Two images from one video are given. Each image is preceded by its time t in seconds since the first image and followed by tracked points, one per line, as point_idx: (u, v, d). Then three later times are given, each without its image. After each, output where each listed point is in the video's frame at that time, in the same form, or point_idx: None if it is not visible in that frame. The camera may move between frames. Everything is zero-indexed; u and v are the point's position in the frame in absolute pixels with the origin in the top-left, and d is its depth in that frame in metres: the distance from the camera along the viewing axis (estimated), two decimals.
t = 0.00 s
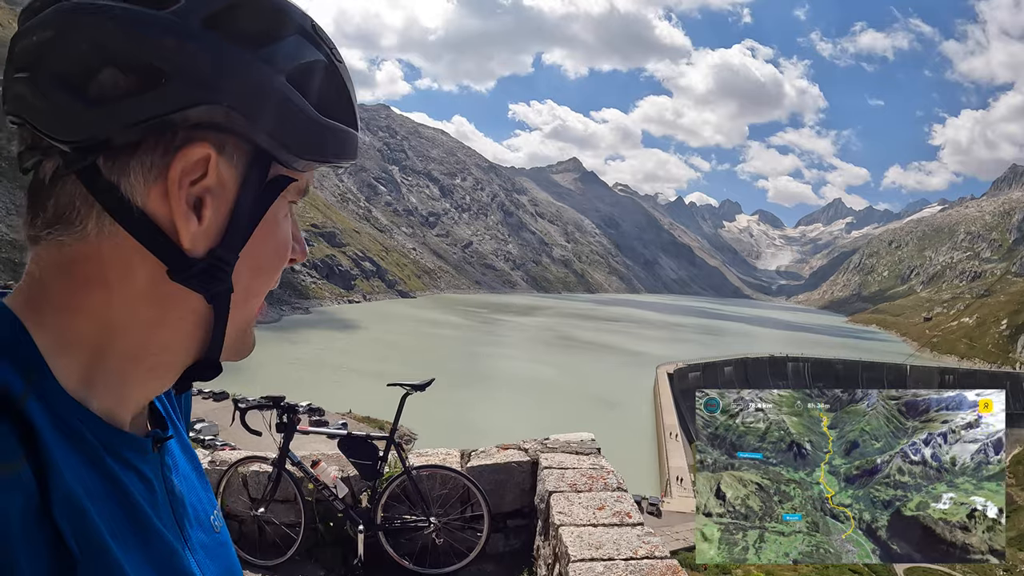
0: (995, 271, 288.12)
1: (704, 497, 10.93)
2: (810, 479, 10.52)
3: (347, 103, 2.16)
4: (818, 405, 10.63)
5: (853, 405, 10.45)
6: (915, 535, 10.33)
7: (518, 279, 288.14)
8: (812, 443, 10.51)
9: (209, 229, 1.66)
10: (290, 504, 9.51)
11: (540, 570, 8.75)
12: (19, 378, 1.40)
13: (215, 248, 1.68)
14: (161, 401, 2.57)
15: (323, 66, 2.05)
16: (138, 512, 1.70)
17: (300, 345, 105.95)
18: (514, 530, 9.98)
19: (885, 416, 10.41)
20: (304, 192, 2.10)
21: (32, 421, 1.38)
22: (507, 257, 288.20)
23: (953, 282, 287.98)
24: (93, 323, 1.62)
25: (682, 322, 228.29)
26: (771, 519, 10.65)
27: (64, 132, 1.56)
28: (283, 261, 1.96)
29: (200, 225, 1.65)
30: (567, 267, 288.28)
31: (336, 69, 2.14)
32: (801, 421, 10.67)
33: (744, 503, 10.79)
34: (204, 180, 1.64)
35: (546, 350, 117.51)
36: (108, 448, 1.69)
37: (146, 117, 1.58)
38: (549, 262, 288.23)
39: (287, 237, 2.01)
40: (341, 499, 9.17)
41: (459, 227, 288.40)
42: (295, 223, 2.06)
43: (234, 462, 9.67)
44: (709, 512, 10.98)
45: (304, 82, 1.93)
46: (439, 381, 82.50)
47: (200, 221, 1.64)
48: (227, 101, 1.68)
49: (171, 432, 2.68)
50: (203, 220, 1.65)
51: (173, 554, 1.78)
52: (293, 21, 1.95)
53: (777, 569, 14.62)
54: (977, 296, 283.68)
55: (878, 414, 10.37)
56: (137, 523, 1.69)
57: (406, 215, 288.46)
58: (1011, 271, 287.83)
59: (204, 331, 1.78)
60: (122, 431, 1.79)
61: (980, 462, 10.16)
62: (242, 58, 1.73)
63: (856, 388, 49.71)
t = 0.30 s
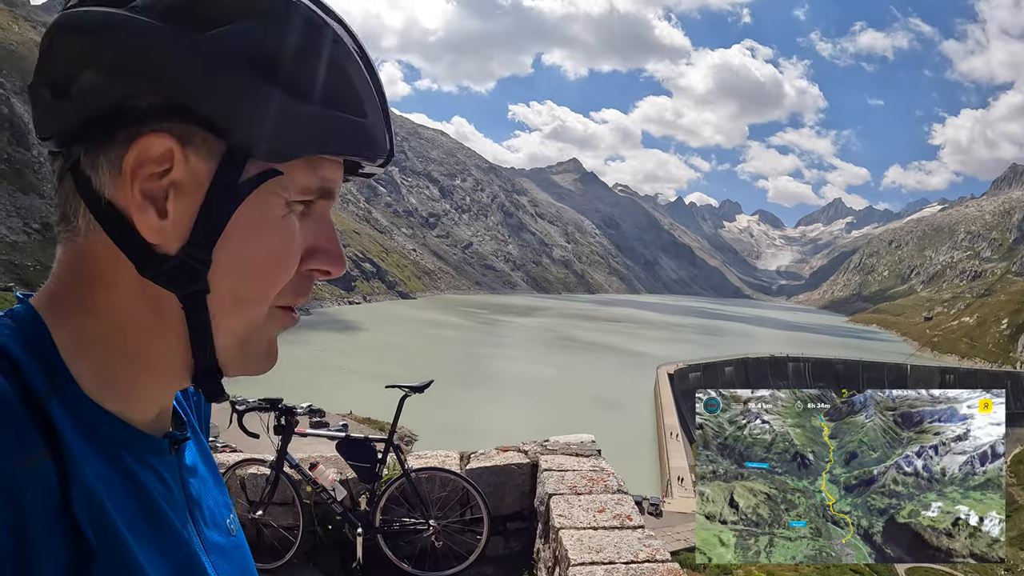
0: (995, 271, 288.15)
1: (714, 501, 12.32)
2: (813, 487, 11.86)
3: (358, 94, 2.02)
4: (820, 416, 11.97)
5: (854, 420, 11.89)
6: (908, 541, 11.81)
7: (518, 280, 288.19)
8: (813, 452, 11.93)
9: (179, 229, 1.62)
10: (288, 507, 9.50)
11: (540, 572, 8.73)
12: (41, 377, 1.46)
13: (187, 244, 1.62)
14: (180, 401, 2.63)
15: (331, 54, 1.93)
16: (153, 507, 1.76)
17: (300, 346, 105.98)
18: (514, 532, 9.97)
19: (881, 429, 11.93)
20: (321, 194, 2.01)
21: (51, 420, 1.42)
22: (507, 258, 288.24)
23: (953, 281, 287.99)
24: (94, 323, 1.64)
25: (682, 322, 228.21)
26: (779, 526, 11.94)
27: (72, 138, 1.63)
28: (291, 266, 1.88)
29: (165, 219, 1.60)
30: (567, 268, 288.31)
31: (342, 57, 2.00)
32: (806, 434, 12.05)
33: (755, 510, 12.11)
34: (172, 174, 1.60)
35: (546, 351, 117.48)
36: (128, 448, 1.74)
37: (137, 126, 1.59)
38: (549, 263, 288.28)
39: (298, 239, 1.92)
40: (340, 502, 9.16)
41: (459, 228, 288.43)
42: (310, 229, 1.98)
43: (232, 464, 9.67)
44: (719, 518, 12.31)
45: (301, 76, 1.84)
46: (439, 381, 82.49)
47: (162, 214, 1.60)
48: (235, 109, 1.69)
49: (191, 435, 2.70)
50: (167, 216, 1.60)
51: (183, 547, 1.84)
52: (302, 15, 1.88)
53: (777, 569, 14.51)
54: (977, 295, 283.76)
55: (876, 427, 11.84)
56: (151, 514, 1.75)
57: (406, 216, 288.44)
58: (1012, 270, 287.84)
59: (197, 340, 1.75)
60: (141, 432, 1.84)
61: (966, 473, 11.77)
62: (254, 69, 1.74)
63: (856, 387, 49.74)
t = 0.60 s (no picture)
0: (994, 270, 288.04)
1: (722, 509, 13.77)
2: (816, 494, 13.66)
3: (268, 59, 2.31)
4: (820, 426, 14.00)
5: (853, 430, 13.86)
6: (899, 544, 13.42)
7: (517, 280, 288.01)
8: (816, 462, 13.78)
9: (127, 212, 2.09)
10: (289, 509, 9.46)
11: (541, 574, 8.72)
12: (83, 388, 1.81)
13: (137, 223, 2.08)
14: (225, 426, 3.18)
15: (238, 40, 2.34)
16: (180, 507, 2.17)
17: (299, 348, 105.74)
18: (515, 535, 9.92)
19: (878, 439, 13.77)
20: (262, 176, 2.27)
21: (91, 433, 1.76)
22: (506, 259, 288.10)
23: (952, 281, 287.95)
24: (118, 331, 2.07)
25: (681, 323, 228.04)
26: (785, 531, 13.54)
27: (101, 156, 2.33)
28: (223, 241, 2.08)
29: (121, 205, 2.12)
30: (566, 268, 288.12)
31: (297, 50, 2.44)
32: (809, 445, 13.98)
33: (765, 517, 13.64)
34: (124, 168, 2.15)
35: (545, 351, 117.31)
36: (165, 465, 2.18)
37: (123, 118, 2.27)
38: (548, 264, 288.15)
39: (242, 223, 2.14)
40: (340, 505, 9.13)
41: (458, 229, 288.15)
42: (239, 199, 2.17)
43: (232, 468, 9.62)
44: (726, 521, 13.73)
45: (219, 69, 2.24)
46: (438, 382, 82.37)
47: (115, 203, 2.13)
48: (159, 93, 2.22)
49: (233, 450, 3.29)
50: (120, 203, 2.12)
51: (202, 545, 2.24)
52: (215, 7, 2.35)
53: (777, 569, 13.89)
54: (976, 295, 283.78)
55: (873, 438, 13.69)
56: (182, 524, 2.16)
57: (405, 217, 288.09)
58: (1010, 270, 287.82)
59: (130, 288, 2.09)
60: (175, 444, 2.29)
61: (955, 482, 13.61)
62: (174, 55, 2.27)
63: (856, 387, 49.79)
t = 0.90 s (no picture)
0: (992, 270, 288.08)
1: (738, 518, 16.85)
2: (818, 500, 17.11)
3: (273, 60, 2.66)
4: (822, 436, 17.53)
5: (853, 441, 17.46)
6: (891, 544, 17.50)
7: (515, 281, 287.98)
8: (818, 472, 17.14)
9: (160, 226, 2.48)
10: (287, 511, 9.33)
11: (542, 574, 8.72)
12: (131, 395, 2.06)
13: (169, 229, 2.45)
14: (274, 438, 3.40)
15: (235, 44, 2.76)
16: (219, 511, 2.40)
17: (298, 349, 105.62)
18: (515, 535, 9.93)
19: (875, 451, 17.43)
20: (279, 184, 2.54)
21: (136, 435, 1.98)
22: (504, 259, 287.94)
23: (949, 281, 288.00)
24: (159, 342, 2.35)
25: (679, 323, 227.98)
26: (793, 533, 17.00)
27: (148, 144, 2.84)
28: (235, 245, 2.32)
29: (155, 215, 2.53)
30: (564, 269, 288.10)
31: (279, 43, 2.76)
32: (812, 454, 17.42)
33: (775, 522, 17.07)
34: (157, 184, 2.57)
35: (544, 352, 117.26)
36: (206, 472, 2.41)
37: (163, 136, 2.77)
38: (546, 264, 288.09)
39: (254, 231, 2.38)
40: (340, 506, 9.02)
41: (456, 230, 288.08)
42: (251, 206, 2.41)
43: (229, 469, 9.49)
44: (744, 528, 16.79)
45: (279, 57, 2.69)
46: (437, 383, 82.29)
47: (153, 211, 2.55)
48: (185, 99, 2.66)
49: (283, 464, 3.50)
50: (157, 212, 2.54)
51: (240, 554, 2.42)
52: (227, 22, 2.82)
53: (775, 569, 17.57)
54: (973, 294, 283.85)
55: (870, 449, 17.30)
56: (220, 532, 2.36)
57: (404, 218, 287.99)
58: (1008, 270, 287.92)
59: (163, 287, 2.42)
60: (220, 452, 2.54)
61: (944, 489, 17.64)
62: (196, 61, 2.72)
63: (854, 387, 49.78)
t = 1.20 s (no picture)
0: (989, 270, 288.09)
1: (745, 521, 17.47)
2: (820, 506, 17.28)
3: (296, 75, 2.67)
4: (824, 445, 18.29)
5: (852, 450, 18.04)
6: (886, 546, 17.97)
7: (512, 282, 287.87)
8: (820, 480, 17.54)
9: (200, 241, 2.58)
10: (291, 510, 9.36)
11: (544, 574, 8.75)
12: (174, 408, 2.08)
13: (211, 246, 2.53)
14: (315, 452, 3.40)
15: (265, 55, 2.80)
16: (260, 522, 2.38)
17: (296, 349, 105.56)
18: (518, 535, 9.95)
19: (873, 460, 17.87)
20: (315, 198, 2.60)
21: (178, 444, 2.02)
22: (502, 260, 287.72)
23: (947, 281, 287.97)
24: (202, 358, 2.42)
25: (677, 323, 227.85)
26: (797, 538, 17.29)
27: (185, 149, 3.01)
28: (276, 257, 2.39)
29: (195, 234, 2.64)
30: (562, 269, 288.04)
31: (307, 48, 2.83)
32: (814, 463, 17.97)
33: (780, 525, 17.45)
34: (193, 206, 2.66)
35: (542, 352, 117.22)
36: (251, 486, 2.42)
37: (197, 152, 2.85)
38: (544, 265, 288.03)
39: (291, 243, 2.43)
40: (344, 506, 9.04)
41: (454, 231, 288.00)
42: (290, 220, 2.49)
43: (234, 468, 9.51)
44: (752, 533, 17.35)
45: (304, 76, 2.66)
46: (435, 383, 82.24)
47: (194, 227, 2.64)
48: (221, 114, 2.72)
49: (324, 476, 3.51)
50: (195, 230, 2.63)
51: (284, 567, 2.39)
52: (256, 38, 2.87)
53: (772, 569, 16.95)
54: (971, 294, 283.86)
55: (869, 457, 17.81)
56: (264, 545, 2.35)
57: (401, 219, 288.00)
58: (1006, 270, 287.82)
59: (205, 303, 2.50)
60: (265, 467, 2.57)
61: (935, 496, 17.86)
62: (226, 79, 2.77)
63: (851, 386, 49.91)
